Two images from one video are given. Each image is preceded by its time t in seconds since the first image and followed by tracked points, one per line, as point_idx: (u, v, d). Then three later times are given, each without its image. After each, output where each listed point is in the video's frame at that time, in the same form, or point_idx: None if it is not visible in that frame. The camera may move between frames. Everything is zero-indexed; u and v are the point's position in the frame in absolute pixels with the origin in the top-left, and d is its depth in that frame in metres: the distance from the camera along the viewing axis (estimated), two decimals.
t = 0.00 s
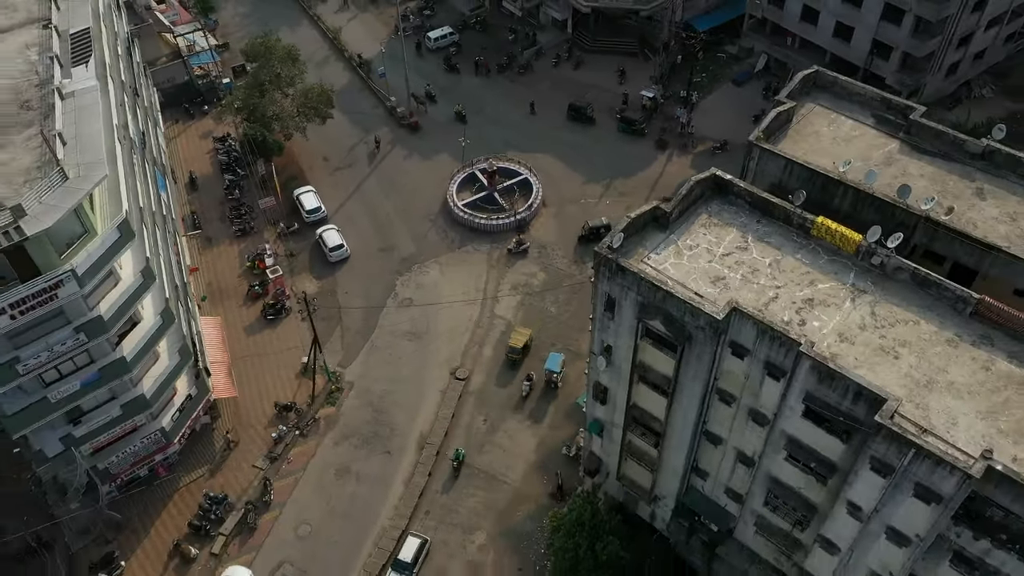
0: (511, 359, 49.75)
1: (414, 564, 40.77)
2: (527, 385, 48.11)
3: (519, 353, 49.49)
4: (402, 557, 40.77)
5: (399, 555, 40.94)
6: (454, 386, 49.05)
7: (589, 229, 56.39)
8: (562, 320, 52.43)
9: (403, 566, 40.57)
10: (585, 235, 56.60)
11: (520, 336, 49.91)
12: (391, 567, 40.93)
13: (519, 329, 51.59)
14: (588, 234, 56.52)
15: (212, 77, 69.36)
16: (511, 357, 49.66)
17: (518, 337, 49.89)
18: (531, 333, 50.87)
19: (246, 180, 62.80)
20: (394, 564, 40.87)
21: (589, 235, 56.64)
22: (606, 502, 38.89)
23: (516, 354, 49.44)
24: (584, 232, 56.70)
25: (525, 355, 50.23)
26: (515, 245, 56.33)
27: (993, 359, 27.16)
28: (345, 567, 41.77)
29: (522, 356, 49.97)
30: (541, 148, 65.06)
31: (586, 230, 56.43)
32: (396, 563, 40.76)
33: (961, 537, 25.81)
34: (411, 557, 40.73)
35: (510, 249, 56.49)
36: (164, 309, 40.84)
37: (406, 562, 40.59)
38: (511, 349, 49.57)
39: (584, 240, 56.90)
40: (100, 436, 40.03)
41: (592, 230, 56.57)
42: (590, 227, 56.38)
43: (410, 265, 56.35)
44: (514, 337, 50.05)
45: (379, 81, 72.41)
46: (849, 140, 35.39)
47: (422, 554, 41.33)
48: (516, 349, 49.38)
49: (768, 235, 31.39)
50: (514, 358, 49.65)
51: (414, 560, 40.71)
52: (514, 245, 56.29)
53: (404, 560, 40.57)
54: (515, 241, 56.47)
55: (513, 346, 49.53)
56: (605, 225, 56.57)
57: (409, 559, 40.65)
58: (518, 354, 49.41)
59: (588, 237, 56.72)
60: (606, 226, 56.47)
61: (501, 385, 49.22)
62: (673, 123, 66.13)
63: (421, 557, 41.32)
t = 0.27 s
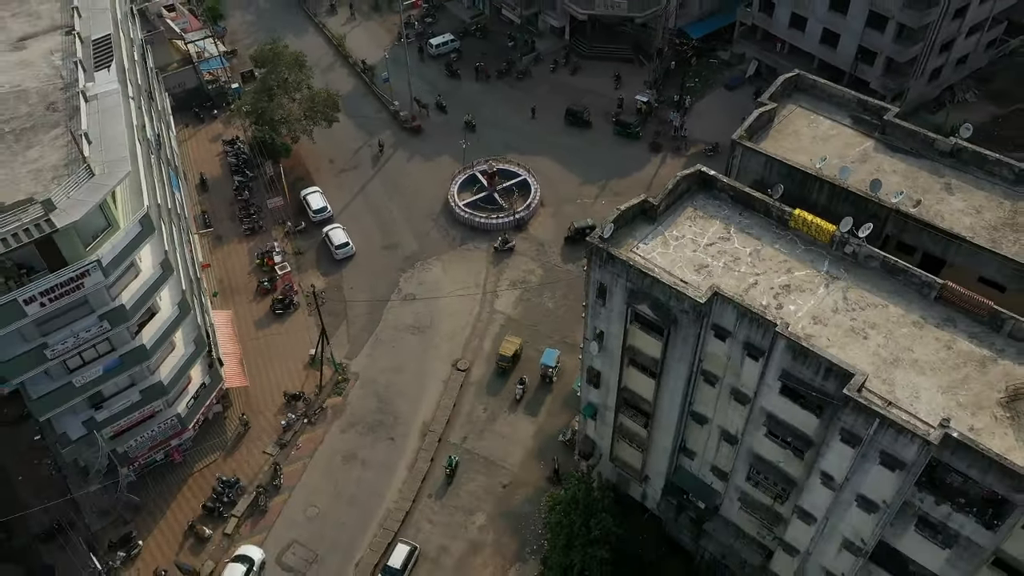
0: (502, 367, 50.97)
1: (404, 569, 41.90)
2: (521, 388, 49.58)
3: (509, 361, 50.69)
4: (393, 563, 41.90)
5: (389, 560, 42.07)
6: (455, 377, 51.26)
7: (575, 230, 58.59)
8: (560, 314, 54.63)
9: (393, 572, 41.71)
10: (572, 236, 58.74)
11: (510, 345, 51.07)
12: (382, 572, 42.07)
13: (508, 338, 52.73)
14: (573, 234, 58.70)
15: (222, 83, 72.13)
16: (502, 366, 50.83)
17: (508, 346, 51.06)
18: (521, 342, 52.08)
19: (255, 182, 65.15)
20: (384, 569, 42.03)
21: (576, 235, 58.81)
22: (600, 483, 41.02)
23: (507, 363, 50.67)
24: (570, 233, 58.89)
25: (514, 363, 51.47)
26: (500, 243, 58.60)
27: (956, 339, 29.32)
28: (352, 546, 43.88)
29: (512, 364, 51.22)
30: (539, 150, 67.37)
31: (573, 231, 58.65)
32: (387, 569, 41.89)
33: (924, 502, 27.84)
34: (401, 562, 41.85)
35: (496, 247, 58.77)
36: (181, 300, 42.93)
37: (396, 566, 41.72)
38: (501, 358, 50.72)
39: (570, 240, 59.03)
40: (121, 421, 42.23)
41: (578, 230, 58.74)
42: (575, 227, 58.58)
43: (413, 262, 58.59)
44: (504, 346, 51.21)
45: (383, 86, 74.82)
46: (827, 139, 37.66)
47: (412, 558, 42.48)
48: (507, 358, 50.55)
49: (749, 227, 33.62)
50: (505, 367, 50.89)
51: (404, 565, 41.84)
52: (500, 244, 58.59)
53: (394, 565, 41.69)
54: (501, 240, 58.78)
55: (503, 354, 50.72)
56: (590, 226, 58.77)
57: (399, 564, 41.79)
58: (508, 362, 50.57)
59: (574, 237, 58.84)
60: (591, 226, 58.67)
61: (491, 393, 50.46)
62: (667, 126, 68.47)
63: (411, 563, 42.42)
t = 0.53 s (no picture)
0: (492, 378, 52.35)
1: None
2: (513, 396, 51.24)
3: (499, 371, 52.08)
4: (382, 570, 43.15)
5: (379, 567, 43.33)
6: (457, 371, 53.47)
7: (562, 234, 60.87)
8: (557, 312, 56.85)
9: None
10: (558, 239, 61.03)
11: (500, 356, 52.49)
12: None
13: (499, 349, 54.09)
14: (561, 238, 60.94)
15: (230, 91, 74.54)
16: (492, 376, 52.23)
17: (498, 357, 52.48)
18: (510, 351, 53.60)
19: (264, 186, 67.57)
20: None
21: (563, 238, 61.05)
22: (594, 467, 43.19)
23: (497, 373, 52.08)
24: (557, 236, 61.12)
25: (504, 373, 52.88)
26: (488, 244, 61.05)
27: (922, 323, 31.52)
28: (358, 530, 46.00)
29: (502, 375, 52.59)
30: (537, 155, 69.78)
31: (560, 234, 60.95)
32: None
33: (892, 474, 30.06)
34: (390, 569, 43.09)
35: (484, 247, 61.19)
36: (196, 295, 45.18)
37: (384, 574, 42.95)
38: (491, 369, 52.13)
39: (557, 243, 61.25)
40: (139, 409, 44.44)
41: (565, 234, 60.99)
42: (563, 231, 60.78)
43: (416, 262, 60.88)
44: (494, 356, 52.65)
45: (386, 93, 77.31)
46: (807, 141, 40.02)
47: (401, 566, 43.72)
48: (497, 369, 51.95)
49: (732, 222, 35.94)
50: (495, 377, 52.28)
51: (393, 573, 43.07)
52: (488, 244, 61.04)
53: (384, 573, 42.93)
54: (489, 241, 61.25)
55: (493, 365, 52.11)
56: (575, 230, 60.87)
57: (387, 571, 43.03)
58: (498, 372, 51.99)
59: (561, 241, 61.10)
60: (577, 230, 60.80)
61: (482, 403, 51.78)
62: (660, 132, 70.89)
63: (400, 570, 43.61)
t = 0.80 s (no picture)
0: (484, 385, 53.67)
1: None
2: (507, 401, 52.48)
3: (490, 378, 53.48)
4: None
5: None
6: (457, 366, 55.36)
7: (551, 237, 62.65)
8: (554, 309, 58.77)
9: None
10: (547, 241, 62.80)
11: (491, 364, 54.05)
12: None
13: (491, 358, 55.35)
14: (550, 240, 62.75)
15: (237, 97, 76.70)
16: (484, 384, 53.60)
17: (489, 364, 54.07)
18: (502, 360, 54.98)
19: (270, 189, 69.58)
20: None
21: (552, 241, 62.83)
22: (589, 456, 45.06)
23: (488, 379, 53.49)
24: (546, 238, 62.92)
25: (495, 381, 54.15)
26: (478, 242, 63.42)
27: (896, 312, 33.42)
28: (363, 517, 47.82)
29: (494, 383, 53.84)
30: (535, 159, 71.81)
31: (549, 237, 62.77)
32: None
33: (868, 454, 31.92)
34: None
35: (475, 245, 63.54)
36: (208, 290, 47.10)
37: None
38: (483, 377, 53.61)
39: (546, 245, 63.06)
40: (153, 400, 46.33)
41: (554, 236, 62.73)
42: (552, 233, 62.59)
43: (418, 262, 62.85)
44: (486, 364, 54.18)
45: (389, 99, 79.46)
46: (791, 142, 42.04)
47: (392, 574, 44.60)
48: (487, 375, 53.44)
49: (719, 218, 37.91)
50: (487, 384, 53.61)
51: None
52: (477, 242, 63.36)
53: None
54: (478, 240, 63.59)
55: (484, 372, 53.62)
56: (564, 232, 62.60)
57: None
58: (489, 379, 53.41)
59: (551, 242, 62.87)
60: (565, 233, 62.52)
61: (479, 402, 53.35)
62: (655, 137, 72.96)
63: None
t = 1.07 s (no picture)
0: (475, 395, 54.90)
1: None
2: (499, 408, 53.88)
3: (482, 388, 54.75)
4: None
5: None
6: (458, 361, 57.68)
7: (539, 240, 65.10)
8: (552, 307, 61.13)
9: None
10: (536, 245, 65.22)
11: (480, 375, 55.14)
12: None
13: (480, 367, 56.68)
14: (539, 243, 65.12)
15: (246, 105, 79.44)
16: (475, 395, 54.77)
17: (479, 375, 55.16)
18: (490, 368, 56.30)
19: (278, 193, 72.10)
20: None
21: (540, 244, 65.24)
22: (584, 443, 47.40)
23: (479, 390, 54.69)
24: (534, 241, 65.36)
25: (486, 389, 55.50)
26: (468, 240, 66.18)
27: (869, 302, 35.81)
28: (367, 503, 50.05)
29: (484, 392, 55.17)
30: (533, 164, 74.37)
31: (536, 241, 65.25)
32: None
33: (842, 433, 34.23)
34: None
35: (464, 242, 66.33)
36: (221, 287, 49.51)
37: None
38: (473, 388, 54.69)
39: (535, 248, 65.45)
40: (169, 391, 48.68)
41: (542, 240, 65.17)
42: (540, 237, 65.05)
43: (420, 263, 65.27)
44: (476, 375, 55.30)
45: (392, 107, 82.12)
46: (774, 145, 44.57)
47: None
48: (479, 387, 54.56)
49: (705, 216, 40.35)
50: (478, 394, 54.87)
51: None
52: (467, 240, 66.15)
53: None
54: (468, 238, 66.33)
55: (475, 383, 54.73)
56: (552, 236, 65.04)
57: None
58: (480, 389, 54.68)
59: (539, 246, 65.25)
60: (553, 236, 64.94)
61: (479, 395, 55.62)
62: (649, 143, 75.53)
63: None
